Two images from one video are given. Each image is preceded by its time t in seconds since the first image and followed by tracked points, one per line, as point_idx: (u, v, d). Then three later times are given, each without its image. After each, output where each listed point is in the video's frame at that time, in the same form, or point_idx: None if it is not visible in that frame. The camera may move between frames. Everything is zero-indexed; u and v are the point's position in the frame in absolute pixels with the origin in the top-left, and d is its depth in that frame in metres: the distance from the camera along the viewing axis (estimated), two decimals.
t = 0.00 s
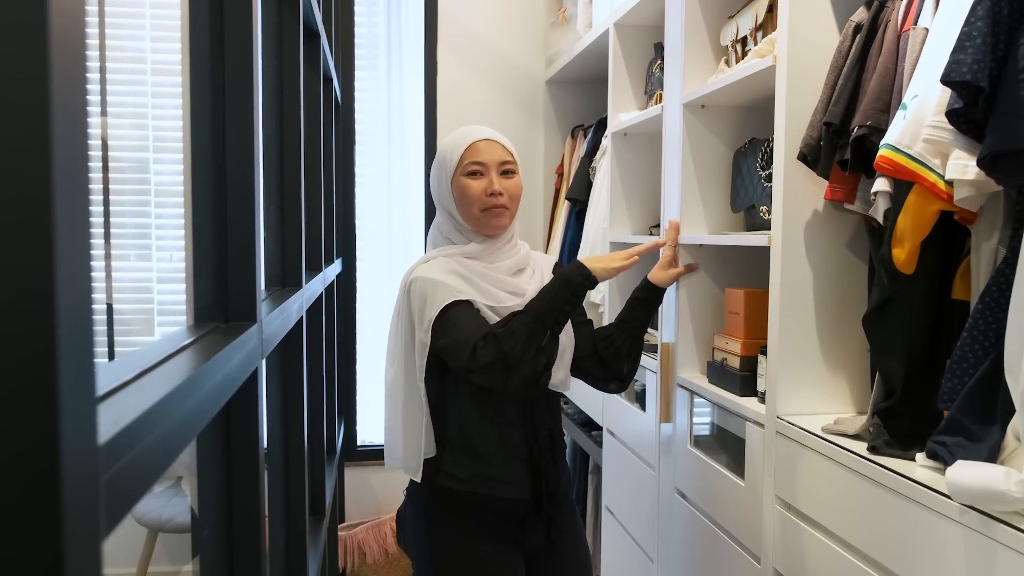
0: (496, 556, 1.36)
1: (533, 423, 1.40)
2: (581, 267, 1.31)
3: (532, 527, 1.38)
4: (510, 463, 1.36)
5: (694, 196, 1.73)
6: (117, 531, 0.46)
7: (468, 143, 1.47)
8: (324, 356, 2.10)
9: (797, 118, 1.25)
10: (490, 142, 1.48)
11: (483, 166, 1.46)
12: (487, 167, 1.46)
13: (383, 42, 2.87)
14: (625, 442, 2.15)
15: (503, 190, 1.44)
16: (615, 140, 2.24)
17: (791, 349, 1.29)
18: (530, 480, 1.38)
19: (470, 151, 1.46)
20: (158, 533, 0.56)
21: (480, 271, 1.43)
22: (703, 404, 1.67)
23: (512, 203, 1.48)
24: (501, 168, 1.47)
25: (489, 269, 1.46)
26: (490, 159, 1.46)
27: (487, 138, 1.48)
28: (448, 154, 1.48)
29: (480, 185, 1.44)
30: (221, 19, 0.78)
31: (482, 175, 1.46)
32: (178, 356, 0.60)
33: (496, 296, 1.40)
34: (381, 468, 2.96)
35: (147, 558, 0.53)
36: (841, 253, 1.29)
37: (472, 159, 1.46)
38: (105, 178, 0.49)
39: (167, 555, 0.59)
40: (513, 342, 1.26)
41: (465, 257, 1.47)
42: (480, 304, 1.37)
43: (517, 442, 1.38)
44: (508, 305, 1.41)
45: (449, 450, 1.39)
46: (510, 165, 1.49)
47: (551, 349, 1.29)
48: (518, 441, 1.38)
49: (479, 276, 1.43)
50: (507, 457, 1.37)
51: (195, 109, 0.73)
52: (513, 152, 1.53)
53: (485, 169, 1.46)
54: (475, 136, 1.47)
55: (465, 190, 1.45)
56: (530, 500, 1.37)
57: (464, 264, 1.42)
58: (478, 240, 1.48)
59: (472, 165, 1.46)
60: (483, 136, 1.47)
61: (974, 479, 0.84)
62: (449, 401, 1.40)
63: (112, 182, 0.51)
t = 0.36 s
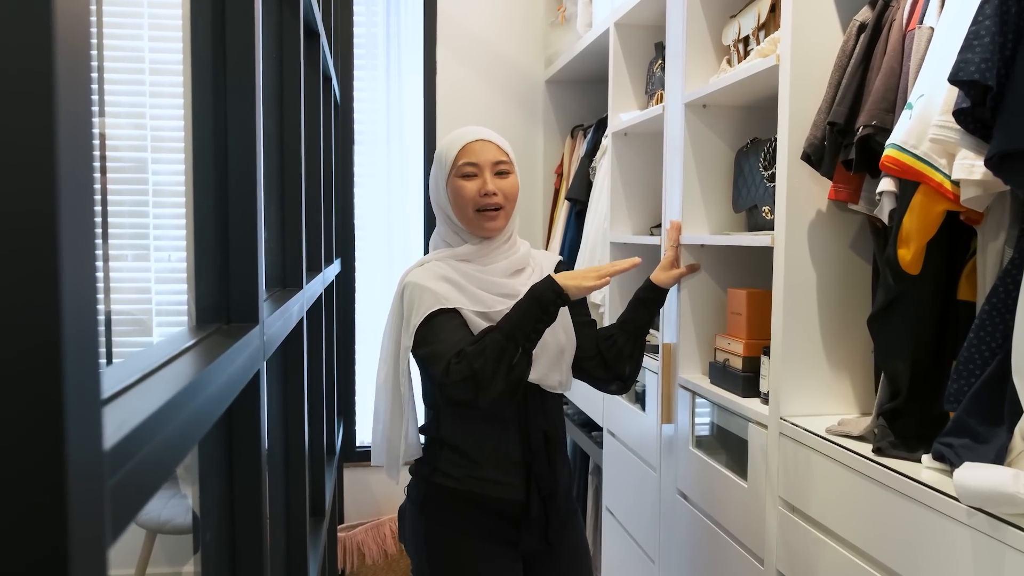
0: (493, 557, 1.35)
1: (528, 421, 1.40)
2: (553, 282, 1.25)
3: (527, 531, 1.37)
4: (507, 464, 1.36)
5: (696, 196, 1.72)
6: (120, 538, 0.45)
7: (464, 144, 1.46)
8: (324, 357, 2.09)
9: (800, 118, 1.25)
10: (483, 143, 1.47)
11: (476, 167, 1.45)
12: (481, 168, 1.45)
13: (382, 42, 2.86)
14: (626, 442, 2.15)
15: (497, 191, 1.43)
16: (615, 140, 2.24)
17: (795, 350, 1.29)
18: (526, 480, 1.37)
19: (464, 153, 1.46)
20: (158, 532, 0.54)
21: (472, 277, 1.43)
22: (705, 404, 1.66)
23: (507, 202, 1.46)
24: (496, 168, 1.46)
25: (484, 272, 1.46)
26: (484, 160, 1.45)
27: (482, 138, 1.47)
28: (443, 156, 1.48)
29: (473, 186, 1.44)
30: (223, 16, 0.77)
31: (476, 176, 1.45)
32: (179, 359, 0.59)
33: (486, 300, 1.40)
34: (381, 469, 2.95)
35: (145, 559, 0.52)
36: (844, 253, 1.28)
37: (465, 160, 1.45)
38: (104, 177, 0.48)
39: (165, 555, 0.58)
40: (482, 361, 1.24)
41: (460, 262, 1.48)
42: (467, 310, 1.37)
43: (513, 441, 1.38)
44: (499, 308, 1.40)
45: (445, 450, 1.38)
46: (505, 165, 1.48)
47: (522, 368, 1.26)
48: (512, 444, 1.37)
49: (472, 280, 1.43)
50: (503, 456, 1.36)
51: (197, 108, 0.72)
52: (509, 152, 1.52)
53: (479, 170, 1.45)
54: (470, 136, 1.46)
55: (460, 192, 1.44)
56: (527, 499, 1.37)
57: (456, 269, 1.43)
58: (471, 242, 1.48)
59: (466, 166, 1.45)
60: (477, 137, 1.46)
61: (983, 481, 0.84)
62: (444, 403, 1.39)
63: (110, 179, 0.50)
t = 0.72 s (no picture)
0: (493, 554, 1.35)
1: (527, 418, 1.39)
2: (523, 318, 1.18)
3: (527, 523, 1.37)
4: (507, 462, 1.35)
5: (698, 195, 1.72)
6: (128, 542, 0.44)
7: (466, 143, 1.46)
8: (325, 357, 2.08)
9: (804, 118, 1.25)
10: (486, 140, 1.47)
11: (481, 163, 1.44)
12: (485, 164, 1.44)
13: (381, 41, 2.85)
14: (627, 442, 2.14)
15: (502, 185, 1.43)
16: (617, 140, 2.23)
17: (800, 350, 1.28)
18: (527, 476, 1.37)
19: (468, 150, 1.45)
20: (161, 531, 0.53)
21: (472, 272, 1.43)
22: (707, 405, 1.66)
23: (512, 198, 1.46)
24: (500, 165, 1.46)
25: (484, 267, 1.45)
26: (488, 157, 1.44)
27: (484, 136, 1.47)
28: (446, 154, 1.47)
29: (479, 182, 1.43)
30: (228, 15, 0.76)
31: (481, 172, 1.44)
32: (185, 360, 0.59)
33: (486, 297, 1.39)
34: (381, 469, 2.94)
35: (144, 560, 0.50)
36: (848, 254, 1.28)
37: (469, 157, 1.45)
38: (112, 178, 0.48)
39: (168, 557, 0.57)
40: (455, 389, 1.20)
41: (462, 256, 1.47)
42: (464, 309, 1.37)
43: (512, 437, 1.37)
44: (497, 306, 1.39)
45: (444, 447, 1.37)
46: (508, 162, 1.48)
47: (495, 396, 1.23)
48: (512, 442, 1.37)
49: (472, 276, 1.42)
50: (504, 453, 1.36)
51: (202, 106, 0.71)
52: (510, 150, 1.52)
53: (484, 167, 1.45)
54: (472, 135, 1.46)
55: (465, 188, 1.43)
56: (527, 496, 1.36)
57: (457, 264, 1.43)
58: (473, 237, 1.47)
59: (471, 163, 1.44)
60: (479, 135, 1.46)
61: (991, 482, 0.84)
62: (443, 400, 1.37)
63: (116, 180, 0.49)
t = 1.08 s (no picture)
0: (492, 546, 1.35)
1: (533, 413, 1.38)
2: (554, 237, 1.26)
3: (533, 511, 1.39)
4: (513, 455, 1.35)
5: (700, 196, 1.71)
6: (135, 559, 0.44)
7: (474, 141, 1.45)
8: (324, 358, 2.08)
9: (807, 118, 1.24)
10: (492, 139, 1.47)
11: (492, 162, 1.44)
12: (497, 163, 1.44)
13: (381, 41, 2.84)
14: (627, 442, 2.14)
15: (514, 183, 1.44)
16: (617, 140, 2.23)
17: (802, 351, 1.28)
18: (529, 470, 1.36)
19: (478, 148, 1.44)
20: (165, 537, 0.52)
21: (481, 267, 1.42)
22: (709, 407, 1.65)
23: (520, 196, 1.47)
24: (508, 163, 1.47)
25: (492, 265, 1.45)
26: (498, 155, 1.45)
27: (489, 135, 1.46)
28: (453, 151, 1.44)
29: (491, 181, 1.42)
30: (231, 15, 0.76)
31: (493, 171, 1.44)
32: (188, 363, 0.58)
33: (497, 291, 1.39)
34: (380, 470, 2.94)
35: (144, 560, 0.48)
36: (851, 255, 1.28)
37: (481, 155, 1.43)
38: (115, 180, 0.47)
39: (171, 563, 0.56)
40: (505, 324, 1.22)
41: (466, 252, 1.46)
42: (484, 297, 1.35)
43: (513, 431, 1.36)
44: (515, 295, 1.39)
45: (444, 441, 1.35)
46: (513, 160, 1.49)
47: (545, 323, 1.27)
48: (517, 437, 1.36)
49: (481, 271, 1.42)
50: (507, 448, 1.34)
51: (206, 107, 0.71)
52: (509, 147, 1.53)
53: (495, 165, 1.45)
54: (480, 134, 1.45)
55: (477, 187, 1.42)
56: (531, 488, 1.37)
57: (466, 258, 1.42)
58: (483, 235, 1.47)
59: (483, 161, 1.43)
60: (485, 135, 1.45)
61: (997, 485, 0.83)
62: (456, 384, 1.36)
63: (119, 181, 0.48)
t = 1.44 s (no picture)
0: (487, 553, 1.34)
1: (530, 419, 1.38)
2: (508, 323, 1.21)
3: (527, 519, 1.38)
4: (507, 461, 1.34)
5: (702, 197, 1.71)
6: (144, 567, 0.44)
7: (469, 140, 1.45)
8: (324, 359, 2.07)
9: (811, 118, 1.24)
10: (490, 138, 1.46)
11: (482, 159, 1.43)
12: (487, 161, 1.43)
13: (380, 41, 2.83)
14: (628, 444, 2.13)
15: (503, 181, 1.42)
16: (618, 140, 2.22)
17: (806, 353, 1.27)
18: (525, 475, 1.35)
19: (471, 147, 1.44)
20: (172, 539, 0.53)
21: (472, 275, 1.42)
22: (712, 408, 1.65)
23: (514, 195, 1.44)
24: (502, 161, 1.45)
25: (488, 269, 1.44)
26: (490, 154, 1.43)
27: (487, 134, 1.46)
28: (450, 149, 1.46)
29: (479, 178, 1.42)
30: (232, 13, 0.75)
31: (483, 168, 1.43)
32: (191, 367, 0.57)
33: (490, 303, 1.38)
34: (379, 471, 2.93)
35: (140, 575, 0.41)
36: (855, 256, 1.27)
37: (473, 153, 1.44)
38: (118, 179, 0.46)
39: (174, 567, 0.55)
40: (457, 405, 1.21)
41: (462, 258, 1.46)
42: (463, 317, 1.35)
43: (512, 436, 1.35)
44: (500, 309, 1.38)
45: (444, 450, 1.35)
46: (511, 159, 1.47)
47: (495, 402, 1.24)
48: (516, 443, 1.35)
49: (472, 281, 1.42)
50: (505, 455, 1.34)
51: (208, 107, 0.70)
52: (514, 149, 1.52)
53: (486, 163, 1.43)
54: (475, 133, 1.45)
55: (465, 183, 1.42)
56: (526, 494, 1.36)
57: (456, 267, 1.42)
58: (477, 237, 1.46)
59: (472, 159, 1.44)
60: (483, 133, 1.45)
61: (1004, 488, 0.83)
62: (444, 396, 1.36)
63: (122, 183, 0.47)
